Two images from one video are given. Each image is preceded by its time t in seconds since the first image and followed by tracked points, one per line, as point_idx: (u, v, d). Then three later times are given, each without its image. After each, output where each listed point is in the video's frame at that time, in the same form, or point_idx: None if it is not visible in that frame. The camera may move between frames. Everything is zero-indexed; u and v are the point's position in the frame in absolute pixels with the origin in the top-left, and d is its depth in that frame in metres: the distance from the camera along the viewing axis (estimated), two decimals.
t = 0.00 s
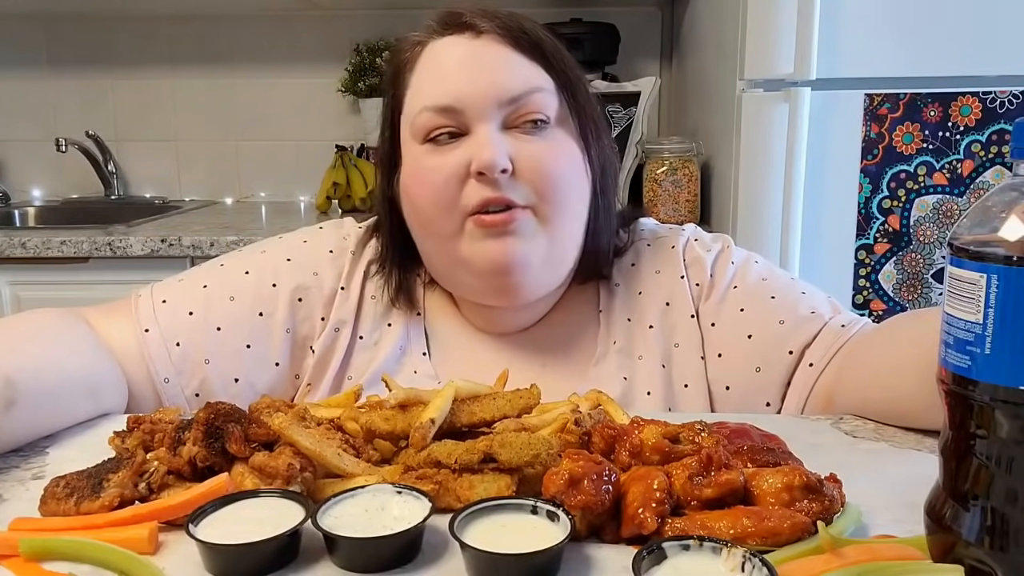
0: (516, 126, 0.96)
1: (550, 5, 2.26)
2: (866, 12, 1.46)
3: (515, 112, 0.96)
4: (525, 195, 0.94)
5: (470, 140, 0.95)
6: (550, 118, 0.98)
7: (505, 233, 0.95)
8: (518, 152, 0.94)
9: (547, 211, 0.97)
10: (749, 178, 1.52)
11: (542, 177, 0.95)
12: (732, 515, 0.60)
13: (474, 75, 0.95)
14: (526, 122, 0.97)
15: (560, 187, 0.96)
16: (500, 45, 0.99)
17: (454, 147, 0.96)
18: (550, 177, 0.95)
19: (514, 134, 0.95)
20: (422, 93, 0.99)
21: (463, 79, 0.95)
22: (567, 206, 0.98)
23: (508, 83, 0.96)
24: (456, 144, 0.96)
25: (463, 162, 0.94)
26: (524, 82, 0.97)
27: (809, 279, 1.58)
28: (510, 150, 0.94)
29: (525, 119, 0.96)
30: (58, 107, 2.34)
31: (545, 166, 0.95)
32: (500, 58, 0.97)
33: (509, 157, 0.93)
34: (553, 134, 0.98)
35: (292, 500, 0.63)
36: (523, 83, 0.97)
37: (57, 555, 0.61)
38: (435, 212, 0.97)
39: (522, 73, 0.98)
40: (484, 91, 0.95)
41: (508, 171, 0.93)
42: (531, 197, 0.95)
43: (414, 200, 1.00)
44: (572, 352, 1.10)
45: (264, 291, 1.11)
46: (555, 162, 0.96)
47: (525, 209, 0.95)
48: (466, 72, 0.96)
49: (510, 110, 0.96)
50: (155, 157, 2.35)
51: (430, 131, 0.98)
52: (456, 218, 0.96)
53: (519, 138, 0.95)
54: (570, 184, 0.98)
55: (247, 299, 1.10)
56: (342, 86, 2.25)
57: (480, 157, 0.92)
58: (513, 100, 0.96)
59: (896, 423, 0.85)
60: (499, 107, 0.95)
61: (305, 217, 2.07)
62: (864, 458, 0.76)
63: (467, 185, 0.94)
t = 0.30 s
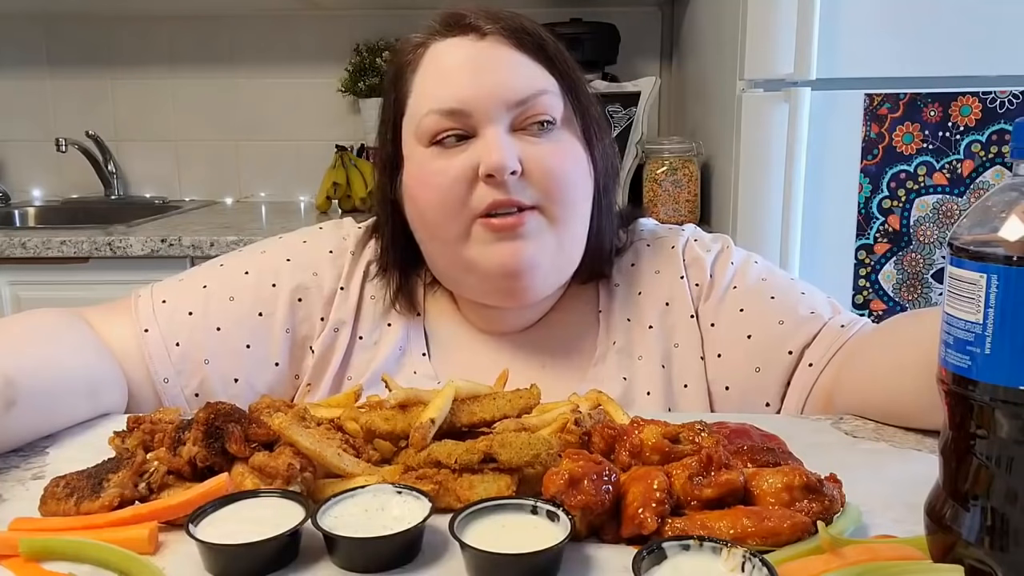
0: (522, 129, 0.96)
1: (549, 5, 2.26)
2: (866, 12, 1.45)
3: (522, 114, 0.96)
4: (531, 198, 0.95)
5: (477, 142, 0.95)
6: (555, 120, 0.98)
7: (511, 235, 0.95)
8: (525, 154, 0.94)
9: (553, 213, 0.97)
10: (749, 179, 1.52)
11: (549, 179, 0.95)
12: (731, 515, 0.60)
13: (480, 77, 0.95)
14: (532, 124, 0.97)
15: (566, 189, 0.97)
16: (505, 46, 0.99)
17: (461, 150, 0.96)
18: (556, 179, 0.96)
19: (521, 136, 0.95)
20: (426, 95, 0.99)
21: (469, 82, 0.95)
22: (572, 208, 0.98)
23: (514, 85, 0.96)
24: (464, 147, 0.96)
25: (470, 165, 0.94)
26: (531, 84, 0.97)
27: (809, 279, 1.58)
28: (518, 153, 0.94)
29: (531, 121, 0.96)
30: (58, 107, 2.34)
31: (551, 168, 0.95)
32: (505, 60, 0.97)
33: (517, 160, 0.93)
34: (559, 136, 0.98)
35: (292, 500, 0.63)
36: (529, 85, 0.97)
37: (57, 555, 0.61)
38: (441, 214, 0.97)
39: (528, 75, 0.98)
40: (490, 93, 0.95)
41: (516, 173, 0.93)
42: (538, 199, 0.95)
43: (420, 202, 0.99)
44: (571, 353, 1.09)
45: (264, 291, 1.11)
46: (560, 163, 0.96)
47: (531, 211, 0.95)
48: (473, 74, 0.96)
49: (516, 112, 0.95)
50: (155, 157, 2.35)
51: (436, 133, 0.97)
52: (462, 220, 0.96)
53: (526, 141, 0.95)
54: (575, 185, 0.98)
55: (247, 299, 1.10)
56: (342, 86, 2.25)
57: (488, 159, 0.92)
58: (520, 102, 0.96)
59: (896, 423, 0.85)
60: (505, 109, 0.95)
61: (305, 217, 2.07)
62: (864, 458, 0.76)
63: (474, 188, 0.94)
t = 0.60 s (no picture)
0: (522, 128, 0.96)
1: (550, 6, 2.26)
2: (866, 12, 1.45)
3: (521, 114, 0.96)
4: (532, 198, 0.95)
5: (477, 142, 0.95)
6: (555, 119, 0.99)
7: (511, 235, 0.95)
8: (525, 154, 0.94)
9: (553, 212, 0.97)
10: (749, 179, 1.52)
11: (549, 179, 0.95)
12: (732, 515, 0.60)
13: (479, 76, 0.95)
14: (531, 123, 0.97)
15: (566, 189, 0.97)
16: (503, 46, 0.99)
17: (461, 150, 0.96)
18: (556, 178, 0.96)
19: (520, 136, 0.95)
20: (426, 96, 0.99)
21: (468, 82, 0.95)
22: (572, 207, 0.98)
23: (513, 85, 0.96)
24: (463, 147, 0.96)
25: (470, 165, 0.94)
26: (530, 83, 0.97)
27: (809, 280, 1.58)
28: (518, 153, 0.94)
29: (531, 120, 0.96)
30: (57, 107, 2.34)
31: (551, 167, 0.95)
32: (504, 59, 0.97)
33: (518, 159, 0.93)
34: (558, 136, 0.99)
35: (292, 500, 0.63)
36: (529, 84, 0.97)
37: (57, 555, 0.61)
38: (442, 214, 0.97)
39: (527, 74, 0.98)
40: (489, 92, 0.94)
41: (517, 173, 0.93)
42: (539, 199, 0.95)
43: (420, 203, 0.99)
44: (571, 352, 1.09)
45: (263, 291, 1.11)
46: (560, 163, 0.96)
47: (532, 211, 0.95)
48: (472, 74, 0.96)
49: (516, 111, 0.95)
50: (155, 157, 2.35)
51: (435, 134, 0.97)
52: (463, 221, 0.96)
53: (527, 141, 0.95)
54: (575, 185, 0.98)
55: (246, 299, 1.10)
56: (342, 86, 2.25)
57: (489, 159, 0.92)
58: (519, 102, 0.95)
59: (896, 424, 0.85)
60: (505, 108, 0.95)
61: (305, 217, 2.07)
62: (864, 458, 0.76)
63: (474, 188, 0.94)
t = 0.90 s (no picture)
0: (521, 128, 0.96)
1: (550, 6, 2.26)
2: (865, 12, 1.46)
3: (520, 116, 0.96)
4: (531, 199, 0.94)
5: (476, 144, 0.94)
6: (554, 119, 0.98)
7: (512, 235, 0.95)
8: (524, 155, 0.94)
9: (553, 213, 0.97)
10: (749, 179, 1.52)
11: (548, 180, 0.95)
12: (732, 515, 0.60)
13: (477, 78, 0.95)
14: (531, 125, 0.97)
15: (565, 188, 0.97)
16: (502, 47, 0.99)
17: (460, 152, 0.96)
18: (555, 178, 0.96)
19: (519, 138, 0.95)
20: (425, 98, 0.99)
21: (467, 83, 0.95)
22: (571, 208, 0.98)
23: (512, 85, 0.95)
24: (462, 150, 0.95)
25: (469, 166, 0.94)
26: (528, 84, 0.97)
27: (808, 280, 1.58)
28: (517, 154, 0.94)
29: (530, 122, 0.96)
30: (57, 107, 2.34)
31: (550, 168, 0.95)
32: (503, 61, 0.97)
33: (517, 160, 0.93)
34: (557, 137, 0.98)
35: (292, 500, 0.63)
36: (527, 85, 0.97)
37: (57, 555, 0.61)
38: (442, 215, 0.97)
39: (526, 76, 0.97)
40: (488, 93, 0.94)
41: (516, 174, 0.93)
42: (538, 200, 0.95)
43: (419, 204, 0.99)
44: (571, 351, 1.09)
45: (263, 290, 1.11)
46: (559, 163, 0.96)
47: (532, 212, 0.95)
48: (471, 75, 0.95)
49: (515, 112, 0.95)
50: (155, 157, 2.36)
51: (434, 136, 0.97)
52: (463, 221, 0.96)
53: (525, 142, 0.95)
54: (574, 185, 0.98)
55: (245, 298, 1.10)
56: (342, 86, 2.25)
57: (488, 160, 0.92)
58: (518, 103, 0.95)
59: (896, 423, 0.85)
60: (504, 110, 0.95)
61: (305, 217, 2.07)
62: (864, 458, 0.76)
63: (474, 189, 0.94)
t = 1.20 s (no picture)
0: (523, 131, 0.96)
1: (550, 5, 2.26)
2: (864, 12, 1.46)
3: (523, 119, 0.96)
4: (533, 203, 0.95)
5: (478, 147, 0.94)
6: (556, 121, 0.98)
7: (512, 237, 0.95)
8: (526, 158, 0.94)
9: (554, 217, 0.97)
10: (749, 179, 1.52)
11: (550, 184, 0.95)
12: (732, 515, 0.60)
13: (480, 80, 0.95)
14: (533, 128, 0.97)
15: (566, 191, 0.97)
16: (504, 49, 0.99)
17: (462, 154, 0.96)
18: (557, 181, 0.96)
19: (521, 141, 0.95)
20: (427, 100, 0.99)
21: (469, 86, 0.95)
22: (572, 212, 0.98)
23: (514, 88, 0.95)
24: (464, 152, 0.95)
25: (471, 168, 0.94)
26: (531, 88, 0.97)
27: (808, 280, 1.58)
28: (519, 157, 0.94)
29: (532, 125, 0.96)
30: (57, 107, 2.34)
31: (552, 172, 0.95)
32: (506, 64, 0.97)
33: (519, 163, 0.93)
34: (559, 140, 0.98)
35: (292, 501, 0.63)
36: (530, 87, 0.97)
37: (57, 555, 0.61)
38: (443, 218, 0.97)
39: (528, 78, 0.97)
40: (491, 96, 0.94)
41: (518, 177, 0.93)
42: (540, 204, 0.95)
43: (421, 207, 0.99)
44: (571, 350, 1.09)
45: (262, 288, 1.11)
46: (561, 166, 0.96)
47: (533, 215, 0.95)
48: (473, 77, 0.95)
49: (517, 114, 0.95)
50: (155, 157, 2.36)
51: (436, 138, 0.97)
52: (464, 224, 0.96)
53: (527, 146, 0.95)
54: (576, 187, 0.98)
55: (245, 297, 1.10)
56: (341, 86, 2.24)
57: (490, 163, 0.92)
58: (520, 106, 0.95)
59: (896, 423, 0.85)
60: (506, 113, 0.95)
61: (305, 217, 2.07)
62: (864, 458, 0.76)
63: (475, 192, 0.94)
